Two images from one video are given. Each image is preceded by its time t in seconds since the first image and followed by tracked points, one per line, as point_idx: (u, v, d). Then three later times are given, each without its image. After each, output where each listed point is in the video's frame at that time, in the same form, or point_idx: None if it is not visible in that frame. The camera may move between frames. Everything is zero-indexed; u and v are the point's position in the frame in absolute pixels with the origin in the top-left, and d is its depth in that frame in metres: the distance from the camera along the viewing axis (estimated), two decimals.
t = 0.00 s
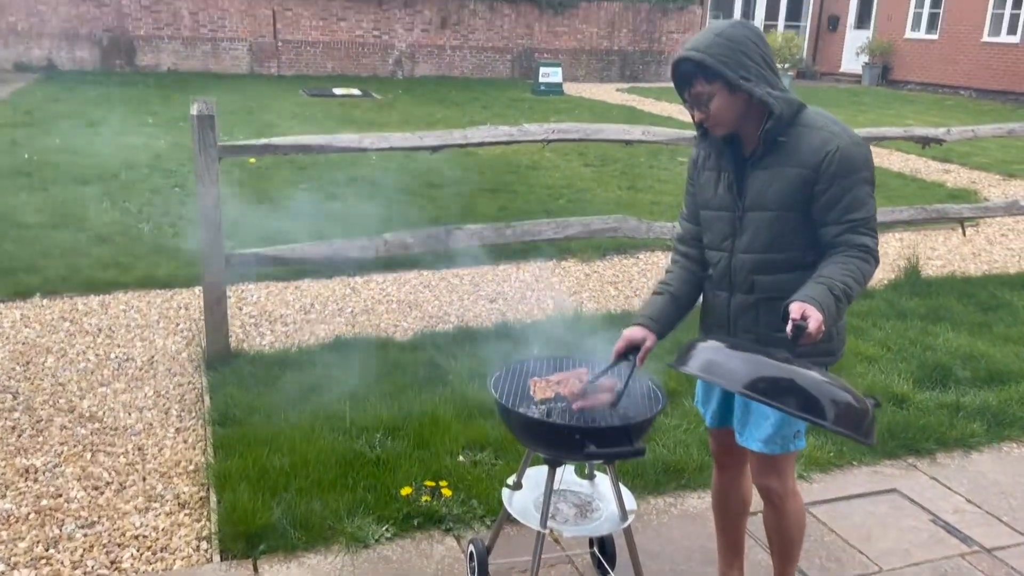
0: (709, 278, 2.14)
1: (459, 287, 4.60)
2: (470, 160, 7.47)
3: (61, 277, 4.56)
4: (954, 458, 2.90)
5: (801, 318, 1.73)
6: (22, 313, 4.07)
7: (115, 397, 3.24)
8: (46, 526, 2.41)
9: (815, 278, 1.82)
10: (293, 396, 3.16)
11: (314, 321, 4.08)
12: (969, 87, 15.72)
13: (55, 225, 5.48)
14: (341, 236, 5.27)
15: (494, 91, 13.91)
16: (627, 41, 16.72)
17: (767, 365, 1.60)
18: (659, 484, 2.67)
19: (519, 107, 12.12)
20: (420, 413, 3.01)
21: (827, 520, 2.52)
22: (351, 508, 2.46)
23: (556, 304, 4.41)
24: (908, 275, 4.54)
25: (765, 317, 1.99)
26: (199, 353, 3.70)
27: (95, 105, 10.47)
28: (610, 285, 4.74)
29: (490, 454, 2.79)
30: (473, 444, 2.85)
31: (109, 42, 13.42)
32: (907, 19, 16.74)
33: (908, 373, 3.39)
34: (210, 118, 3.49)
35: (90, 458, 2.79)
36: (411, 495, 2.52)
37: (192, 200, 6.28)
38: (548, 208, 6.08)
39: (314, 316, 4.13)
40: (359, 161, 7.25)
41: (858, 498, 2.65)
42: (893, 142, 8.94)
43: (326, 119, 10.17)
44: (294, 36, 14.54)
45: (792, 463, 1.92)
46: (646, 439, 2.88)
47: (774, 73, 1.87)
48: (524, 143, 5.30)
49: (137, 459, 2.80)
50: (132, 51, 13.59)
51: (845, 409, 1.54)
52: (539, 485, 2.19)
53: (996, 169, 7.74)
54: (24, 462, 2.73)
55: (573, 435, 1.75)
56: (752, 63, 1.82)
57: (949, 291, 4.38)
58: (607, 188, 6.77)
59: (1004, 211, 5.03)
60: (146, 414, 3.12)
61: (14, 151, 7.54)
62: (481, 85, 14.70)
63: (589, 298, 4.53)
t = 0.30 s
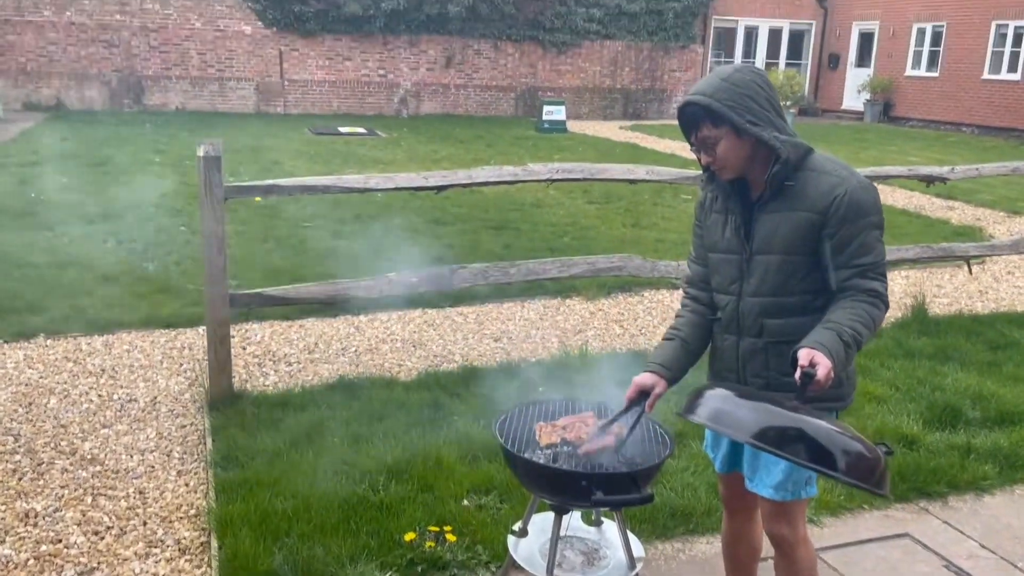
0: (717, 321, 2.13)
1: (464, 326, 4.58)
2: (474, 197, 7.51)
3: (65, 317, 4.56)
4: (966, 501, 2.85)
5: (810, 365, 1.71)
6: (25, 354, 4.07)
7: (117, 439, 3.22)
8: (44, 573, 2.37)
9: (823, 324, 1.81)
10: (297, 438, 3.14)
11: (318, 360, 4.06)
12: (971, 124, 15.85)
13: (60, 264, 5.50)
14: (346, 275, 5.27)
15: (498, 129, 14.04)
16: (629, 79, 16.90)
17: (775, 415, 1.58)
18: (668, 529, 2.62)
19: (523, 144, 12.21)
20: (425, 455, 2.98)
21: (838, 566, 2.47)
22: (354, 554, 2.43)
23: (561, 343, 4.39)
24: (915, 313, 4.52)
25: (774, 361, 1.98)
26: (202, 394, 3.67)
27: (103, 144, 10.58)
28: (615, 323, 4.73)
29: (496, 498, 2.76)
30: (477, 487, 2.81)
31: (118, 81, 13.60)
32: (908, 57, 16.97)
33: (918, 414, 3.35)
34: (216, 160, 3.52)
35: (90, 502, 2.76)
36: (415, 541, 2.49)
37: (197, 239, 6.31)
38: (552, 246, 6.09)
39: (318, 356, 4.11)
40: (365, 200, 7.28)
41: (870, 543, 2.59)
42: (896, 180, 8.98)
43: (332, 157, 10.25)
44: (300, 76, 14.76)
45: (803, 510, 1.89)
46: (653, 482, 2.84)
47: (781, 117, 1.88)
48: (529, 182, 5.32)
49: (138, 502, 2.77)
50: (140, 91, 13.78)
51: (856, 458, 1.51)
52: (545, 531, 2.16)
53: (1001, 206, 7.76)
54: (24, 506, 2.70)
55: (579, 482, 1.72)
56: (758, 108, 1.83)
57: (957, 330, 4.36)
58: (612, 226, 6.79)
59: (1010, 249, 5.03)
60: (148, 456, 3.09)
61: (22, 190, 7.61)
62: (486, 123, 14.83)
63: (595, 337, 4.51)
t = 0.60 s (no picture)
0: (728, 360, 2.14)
1: (472, 365, 4.57)
2: (482, 237, 7.55)
3: (74, 358, 4.57)
4: (982, 544, 2.80)
5: (821, 409, 1.69)
6: (34, 396, 4.07)
7: (123, 481, 3.20)
8: None
9: (834, 365, 1.80)
10: (303, 480, 3.12)
11: (325, 401, 4.05)
12: (976, 161, 15.94)
13: (69, 305, 5.53)
14: (354, 314, 5.28)
15: (505, 168, 14.17)
16: (635, 119, 17.07)
17: (787, 460, 1.57)
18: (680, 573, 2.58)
19: (530, 184, 12.30)
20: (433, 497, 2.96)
21: None
22: None
23: (569, 382, 4.37)
24: (925, 352, 4.49)
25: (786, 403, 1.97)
26: (209, 436, 3.66)
27: (114, 185, 10.71)
28: (623, 362, 4.72)
29: (504, 542, 2.73)
30: (485, 530, 2.78)
31: (129, 123, 13.81)
32: (912, 96, 17.18)
33: (931, 455, 3.32)
34: (227, 202, 3.55)
35: (96, 546, 2.73)
36: None
37: (206, 279, 6.34)
38: (559, 285, 6.10)
39: (325, 396, 4.10)
40: (373, 239, 7.33)
41: None
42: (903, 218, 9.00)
43: (340, 197, 10.33)
44: (309, 117, 14.97)
45: (818, 551, 1.86)
46: (664, 525, 2.81)
47: (787, 159, 1.90)
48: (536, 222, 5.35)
49: (143, 547, 2.74)
50: (152, 132, 13.98)
51: (869, 503, 1.48)
52: None
53: (1008, 244, 7.75)
54: (29, 550, 2.68)
55: (591, 525, 1.71)
56: (764, 151, 1.84)
57: (967, 369, 4.33)
58: (619, 265, 6.81)
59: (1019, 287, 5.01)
60: (154, 499, 3.07)
61: (33, 232, 7.69)
62: (492, 162, 14.96)
63: (603, 376, 4.49)
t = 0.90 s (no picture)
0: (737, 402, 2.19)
1: (482, 406, 4.56)
2: (492, 277, 7.58)
3: (86, 400, 4.60)
4: None
5: (829, 452, 1.69)
6: (46, 438, 4.09)
7: (134, 525, 3.20)
8: None
9: (841, 408, 1.81)
10: (313, 522, 3.11)
11: (336, 443, 4.04)
12: (985, 199, 15.98)
13: (82, 347, 5.57)
14: (365, 356, 5.29)
15: (514, 208, 14.27)
16: (643, 159, 17.20)
17: (796, 505, 1.56)
18: None
19: (539, 223, 12.38)
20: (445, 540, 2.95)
21: None
22: None
23: (580, 423, 4.35)
24: (938, 391, 4.47)
25: (795, 445, 2.00)
26: (220, 479, 3.66)
27: (128, 228, 10.86)
28: (634, 402, 4.70)
29: None
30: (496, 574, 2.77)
31: (143, 167, 14.04)
32: (919, 134, 17.32)
33: (947, 497, 3.28)
34: (241, 245, 3.60)
35: None
36: None
37: (218, 321, 6.39)
38: (569, 325, 6.11)
39: (336, 438, 4.10)
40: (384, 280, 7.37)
41: None
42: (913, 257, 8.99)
43: (351, 238, 10.41)
44: (321, 159, 15.17)
45: None
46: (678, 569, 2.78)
47: (791, 204, 1.91)
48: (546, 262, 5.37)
49: None
50: (166, 175, 14.18)
51: (879, 548, 1.47)
52: None
53: (1020, 282, 7.73)
54: None
55: (604, 568, 1.70)
56: (768, 198, 1.86)
57: (982, 408, 4.30)
58: (629, 304, 6.81)
59: None
60: (165, 542, 3.07)
61: (48, 274, 7.79)
62: (502, 203, 15.07)
63: (614, 417, 4.47)
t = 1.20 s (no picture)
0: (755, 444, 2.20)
1: (498, 447, 4.56)
2: (507, 316, 7.60)
3: (105, 442, 4.64)
4: None
5: (840, 493, 1.71)
6: (65, 480, 4.12)
7: (152, 568, 3.21)
8: None
9: (853, 448, 1.82)
10: (329, 564, 3.11)
11: (352, 485, 4.04)
12: (1002, 236, 15.91)
13: (101, 390, 5.63)
14: (381, 397, 5.31)
15: (529, 248, 14.33)
16: (657, 199, 17.27)
17: (809, 546, 1.56)
18: None
19: (554, 263, 12.40)
20: None
21: None
22: None
23: (596, 464, 4.34)
24: (958, 431, 4.42)
25: (811, 485, 2.01)
26: (237, 521, 3.66)
27: (147, 271, 11.01)
28: (651, 443, 4.67)
29: None
30: None
31: (163, 210, 14.27)
32: (934, 172, 17.34)
33: (970, 538, 3.22)
34: (259, 287, 3.65)
35: None
36: None
37: (235, 363, 6.44)
38: (585, 364, 6.11)
39: (352, 479, 4.10)
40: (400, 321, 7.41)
41: None
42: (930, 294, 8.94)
43: (367, 279, 10.49)
44: (337, 202, 15.36)
45: None
46: None
47: (792, 248, 1.92)
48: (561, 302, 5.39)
49: None
50: (185, 219, 14.39)
51: None
52: None
53: None
54: None
55: None
56: (767, 245, 1.87)
57: (1004, 448, 4.24)
58: (644, 344, 6.80)
59: None
60: None
61: (69, 317, 7.91)
62: (516, 243, 15.14)
63: (630, 457, 4.45)
